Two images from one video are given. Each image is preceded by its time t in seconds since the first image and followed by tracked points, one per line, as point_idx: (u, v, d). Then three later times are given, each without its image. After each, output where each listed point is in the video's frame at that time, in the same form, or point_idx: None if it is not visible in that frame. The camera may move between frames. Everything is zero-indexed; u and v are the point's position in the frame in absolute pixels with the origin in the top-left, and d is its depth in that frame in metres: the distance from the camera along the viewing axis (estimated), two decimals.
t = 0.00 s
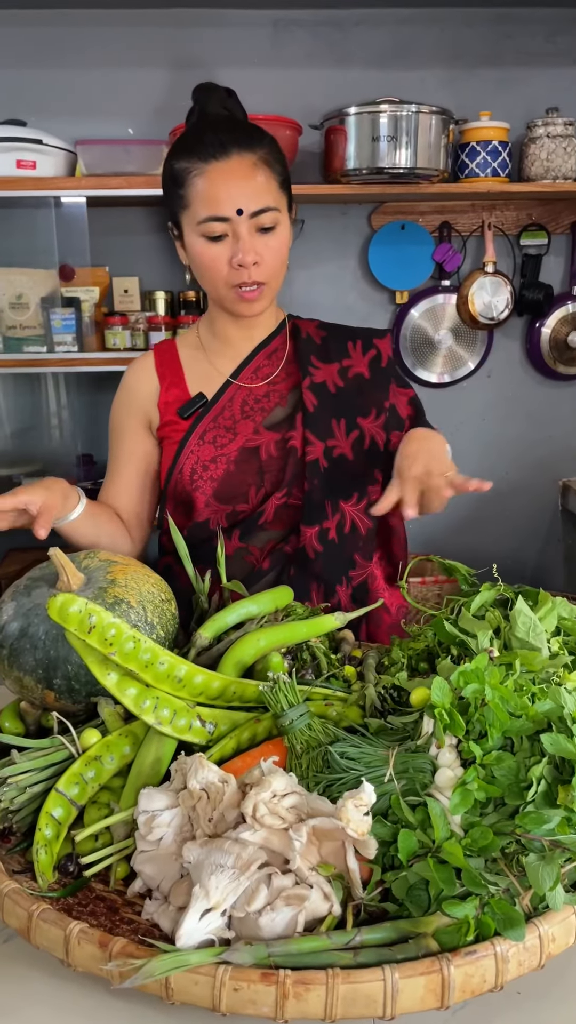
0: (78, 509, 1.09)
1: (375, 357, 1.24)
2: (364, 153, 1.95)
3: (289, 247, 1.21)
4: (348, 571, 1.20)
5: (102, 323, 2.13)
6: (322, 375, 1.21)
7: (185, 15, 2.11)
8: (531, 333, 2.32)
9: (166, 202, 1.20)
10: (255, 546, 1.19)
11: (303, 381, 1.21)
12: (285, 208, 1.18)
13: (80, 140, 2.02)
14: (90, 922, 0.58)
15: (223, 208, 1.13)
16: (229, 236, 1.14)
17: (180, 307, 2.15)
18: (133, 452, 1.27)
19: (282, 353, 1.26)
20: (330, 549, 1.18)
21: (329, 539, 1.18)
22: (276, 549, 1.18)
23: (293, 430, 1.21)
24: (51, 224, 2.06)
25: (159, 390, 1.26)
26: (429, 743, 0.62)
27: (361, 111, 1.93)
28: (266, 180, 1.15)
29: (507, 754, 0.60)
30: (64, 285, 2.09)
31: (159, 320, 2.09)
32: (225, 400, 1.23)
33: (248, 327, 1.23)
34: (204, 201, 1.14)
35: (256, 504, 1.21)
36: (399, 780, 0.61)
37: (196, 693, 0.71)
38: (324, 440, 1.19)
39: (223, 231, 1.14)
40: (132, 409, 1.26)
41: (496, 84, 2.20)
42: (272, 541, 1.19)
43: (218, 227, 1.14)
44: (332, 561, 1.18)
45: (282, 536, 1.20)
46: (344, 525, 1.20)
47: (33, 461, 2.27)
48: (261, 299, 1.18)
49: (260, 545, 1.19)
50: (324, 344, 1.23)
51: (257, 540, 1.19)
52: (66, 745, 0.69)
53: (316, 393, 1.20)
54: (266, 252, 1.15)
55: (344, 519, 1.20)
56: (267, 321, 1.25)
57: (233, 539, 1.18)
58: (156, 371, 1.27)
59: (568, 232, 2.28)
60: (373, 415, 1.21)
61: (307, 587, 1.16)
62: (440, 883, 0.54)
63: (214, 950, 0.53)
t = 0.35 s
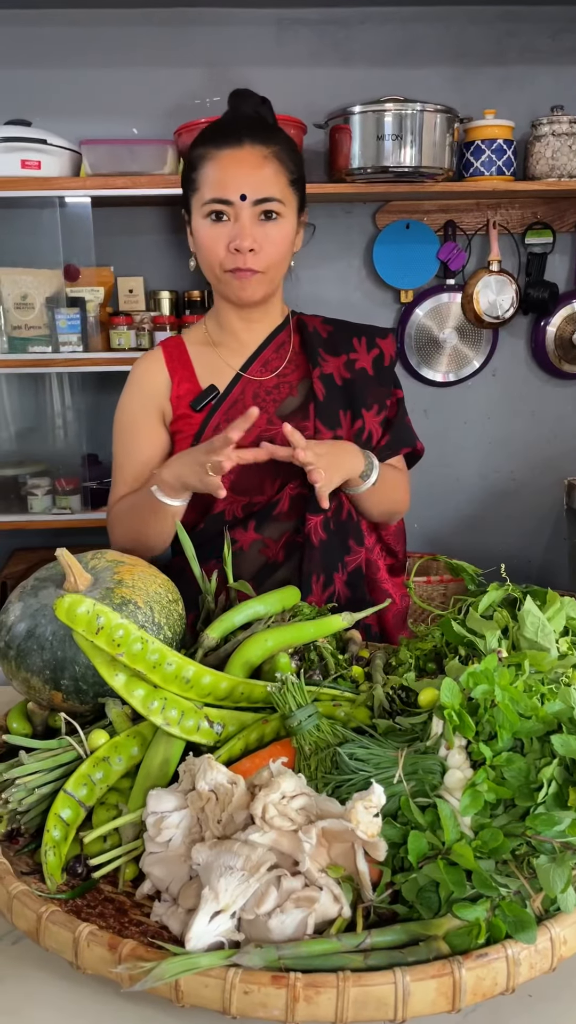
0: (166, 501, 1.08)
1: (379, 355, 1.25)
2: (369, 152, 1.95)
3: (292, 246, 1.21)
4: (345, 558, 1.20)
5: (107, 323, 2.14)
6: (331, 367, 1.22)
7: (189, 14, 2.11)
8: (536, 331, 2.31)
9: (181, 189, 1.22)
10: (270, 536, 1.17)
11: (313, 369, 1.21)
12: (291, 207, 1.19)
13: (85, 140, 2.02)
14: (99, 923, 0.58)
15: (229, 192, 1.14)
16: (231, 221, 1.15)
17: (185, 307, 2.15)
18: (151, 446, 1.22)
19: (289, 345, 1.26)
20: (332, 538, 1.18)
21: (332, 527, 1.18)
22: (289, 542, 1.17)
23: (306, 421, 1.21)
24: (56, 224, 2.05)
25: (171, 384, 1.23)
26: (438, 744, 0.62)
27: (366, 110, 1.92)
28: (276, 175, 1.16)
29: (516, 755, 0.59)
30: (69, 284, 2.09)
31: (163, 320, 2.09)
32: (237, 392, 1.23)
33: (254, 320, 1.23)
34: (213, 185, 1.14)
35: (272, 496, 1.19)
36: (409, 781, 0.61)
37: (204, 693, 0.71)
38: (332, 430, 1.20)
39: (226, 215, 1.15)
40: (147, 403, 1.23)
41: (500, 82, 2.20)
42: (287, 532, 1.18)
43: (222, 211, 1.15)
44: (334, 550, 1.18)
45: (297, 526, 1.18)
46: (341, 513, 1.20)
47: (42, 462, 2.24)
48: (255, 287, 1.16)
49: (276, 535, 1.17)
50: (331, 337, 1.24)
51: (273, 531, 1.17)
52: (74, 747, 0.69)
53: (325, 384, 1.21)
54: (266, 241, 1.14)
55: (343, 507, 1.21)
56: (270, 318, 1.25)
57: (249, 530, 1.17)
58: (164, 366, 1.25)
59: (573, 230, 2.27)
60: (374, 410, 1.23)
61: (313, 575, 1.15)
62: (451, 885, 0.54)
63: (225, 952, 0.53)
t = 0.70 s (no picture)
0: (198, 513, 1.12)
1: (443, 356, 1.26)
2: (372, 151, 1.94)
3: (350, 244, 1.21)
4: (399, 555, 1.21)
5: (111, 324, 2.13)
6: (395, 368, 1.22)
7: (192, 13, 2.11)
8: (540, 330, 2.31)
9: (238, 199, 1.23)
10: (327, 532, 1.22)
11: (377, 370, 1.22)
12: (347, 206, 1.19)
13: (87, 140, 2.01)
14: (105, 923, 0.58)
15: (283, 202, 1.15)
16: (288, 229, 1.16)
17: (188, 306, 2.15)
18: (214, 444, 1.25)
19: (352, 346, 1.26)
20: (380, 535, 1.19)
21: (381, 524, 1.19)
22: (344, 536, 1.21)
23: (368, 420, 1.22)
24: (59, 224, 2.05)
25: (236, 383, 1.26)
26: (444, 745, 0.62)
27: (369, 109, 1.92)
28: (329, 178, 1.16)
29: (522, 755, 0.59)
30: (71, 284, 2.10)
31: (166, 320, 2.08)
32: (300, 392, 1.24)
33: (319, 319, 1.23)
34: (268, 195, 1.15)
35: (333, 491, 1.22)
36: (414, 782, 0.61)
37: (209, 694, 0.71)
38: (395, 430, 1.21)
39: (283, 225, 1.16)
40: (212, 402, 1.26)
41: (504, 80, 2.19)
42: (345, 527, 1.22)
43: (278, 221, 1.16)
44: (383, 548, 1.19)
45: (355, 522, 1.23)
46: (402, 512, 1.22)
47: (43, 461, 2.27)
48: (318, 291, 1.18)
49: (333, 532, 1.22)
50: (395, 338, 1.25)
51: (330, 528, 1.22)
52: (78, 748, 0.69)
53: (389, 384, 1.22)
54: (325, 246, 1.15)
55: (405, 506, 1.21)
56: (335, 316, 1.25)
57: (307, 525, 1.22)
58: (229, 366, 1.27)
59: None
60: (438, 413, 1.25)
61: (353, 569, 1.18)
62: (456, 886, 0.54)
63: (231, 952, 0.53)
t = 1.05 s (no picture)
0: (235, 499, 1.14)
1: (478, 363, 1.23)
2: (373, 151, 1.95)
3: (382, 237, 1.21)
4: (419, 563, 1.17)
5: (112, 324, 2.12)
6: (424, 372, 1.21)
7: (192, 14, 2.11)
8: (540, 330, 2.31)
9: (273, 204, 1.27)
10: (339, 532, 1.20)
11: (405, 374, 1.21)
12: (376, 198, 1.19)
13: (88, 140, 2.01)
14: (106, 923, 0.58)
15: (310, 197, 1.17)
16: (315, 225, 1.17)
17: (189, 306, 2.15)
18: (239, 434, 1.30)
19: (384, 348, 1.26)
20: (399, 544, 1.16)
21: (402, 533, 1.16)
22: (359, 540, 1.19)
23: (388, 424, 1.22)
24: (60, 224, 2.06)
25: (263, 377, 1.30)
26: (444, 745, 0.62)
27: (369, 109, 1.93)
28: (356, 173, 1.17)
29: (522, 754, 0.59)
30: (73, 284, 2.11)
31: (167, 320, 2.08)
32: (324, 390, 1.25)
33: (353, 318, 1.25)
34: (296, 193, 1.18)
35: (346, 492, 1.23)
36: (415, 781, 0.61)
37: (209, 694, 0.71)
38: (416, 436, 1.19)
39: (310, 221, 1.18)
40: (240, 393, 1.30)
41: (504, 80, 2.19)
42: (358, 529, 1.20)
43: (305, 217, 1.18)
44: (399, 554, 1.16)
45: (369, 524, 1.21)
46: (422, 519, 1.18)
47: (44, 460, 2.28)
48: (349, 283, 1.18)
49: (344, 532, 1.20)
50: (430, 343, 1.23)
51: (342, 528, 1.20)
52: (80, 748, 0.69)
53: (416, 387, 1.20)
54: (353, 237, 1.16)
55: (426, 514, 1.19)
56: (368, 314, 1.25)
57: (318, 522, 1.20)
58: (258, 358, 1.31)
59: None
60: (466, 420, 1.22)
61: (369, 575, 1.16)
62: (456, 885, 0.54)
63: (231, 952, 0.53)
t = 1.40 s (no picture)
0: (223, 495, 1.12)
1: (461, 380, 1.21)
2: (372, 152, 1.95)
3: (373, 261, 1.20)
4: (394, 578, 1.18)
5: (112, 324, 2.12)
6: (405, 388, 1.21)
7: (192, 15, 2.11)
8: (540, 331, 2.31)
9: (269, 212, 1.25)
10: (316, 546, 1.21)
11: (385, 390, 1.21)
12: (371, 223, 1.18)
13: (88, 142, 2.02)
14: (106, 924, 0.58)
15: (304, 216, 1.16)
16: (306, 243, 1.16)
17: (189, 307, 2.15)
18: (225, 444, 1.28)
19: (367, 365, 1.25)
20: (371, 557, 1.16)
21: (373, 546, 1.16)
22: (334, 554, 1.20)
23: (367, 440, 1.22)
24: (60, 225, 2.06)
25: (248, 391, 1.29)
26: (442, 746, 0.62)
27: (369, 110, 1.93)
28: (353, 195, 1.16)
29: (520, 756, 0.59)
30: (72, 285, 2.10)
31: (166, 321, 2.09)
32: (305, 406, 1.25)
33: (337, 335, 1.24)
34: (291, 209, 1.16)
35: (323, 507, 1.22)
36: (413, 782, 0.61)
37: (208, 695, 0.71)
38: (395, 452, 1.19)
39: (301, 239, 1.17)
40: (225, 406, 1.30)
41: (504, 81, 2.19)
42: (334, 543, 1.21)
43: (297, 234, 1.17)
44: (373, 569, 1.17)
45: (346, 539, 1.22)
46: (399, 534, 1.18)
47: (44, 462, 2.27)
48: (334, 306, 1.18)
49: (322, 545, 1.21)
50: (412, 360, 1.23)
51: (319, 541, 1.21)
52: (79, 750, 0.69)
53: (395, 403, 1.20)
54: (342, 262, 1.15)
55: (401, 527, 1.18)
56: (355, 331, 1.25)
57: (295, 536, 1.21)
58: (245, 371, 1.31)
59: None
60: (447, 436, 1.20)
61: (339, 587, 1.16)
62: (455, 886, 0.54)
63: (230, 952, 0.53)
